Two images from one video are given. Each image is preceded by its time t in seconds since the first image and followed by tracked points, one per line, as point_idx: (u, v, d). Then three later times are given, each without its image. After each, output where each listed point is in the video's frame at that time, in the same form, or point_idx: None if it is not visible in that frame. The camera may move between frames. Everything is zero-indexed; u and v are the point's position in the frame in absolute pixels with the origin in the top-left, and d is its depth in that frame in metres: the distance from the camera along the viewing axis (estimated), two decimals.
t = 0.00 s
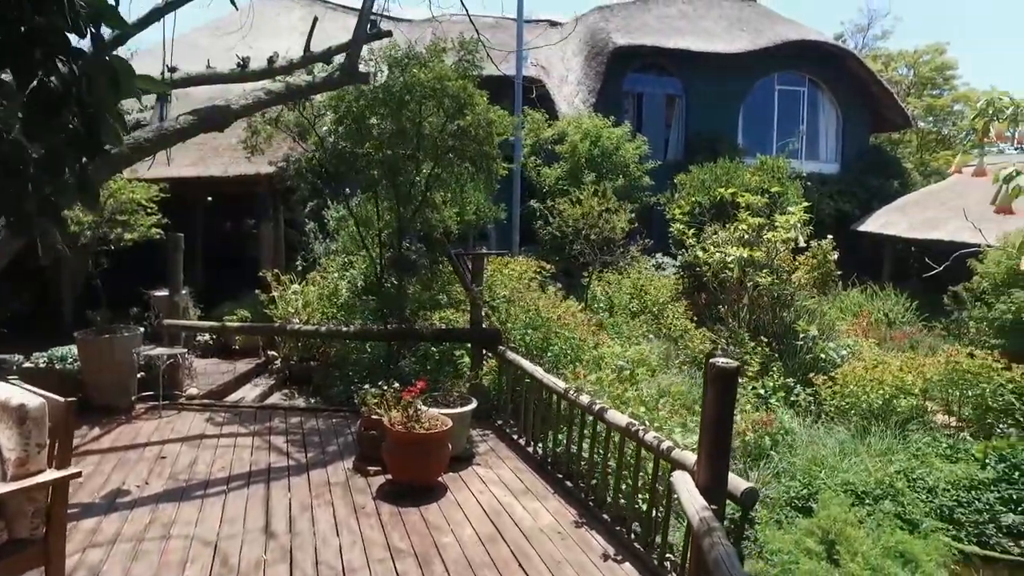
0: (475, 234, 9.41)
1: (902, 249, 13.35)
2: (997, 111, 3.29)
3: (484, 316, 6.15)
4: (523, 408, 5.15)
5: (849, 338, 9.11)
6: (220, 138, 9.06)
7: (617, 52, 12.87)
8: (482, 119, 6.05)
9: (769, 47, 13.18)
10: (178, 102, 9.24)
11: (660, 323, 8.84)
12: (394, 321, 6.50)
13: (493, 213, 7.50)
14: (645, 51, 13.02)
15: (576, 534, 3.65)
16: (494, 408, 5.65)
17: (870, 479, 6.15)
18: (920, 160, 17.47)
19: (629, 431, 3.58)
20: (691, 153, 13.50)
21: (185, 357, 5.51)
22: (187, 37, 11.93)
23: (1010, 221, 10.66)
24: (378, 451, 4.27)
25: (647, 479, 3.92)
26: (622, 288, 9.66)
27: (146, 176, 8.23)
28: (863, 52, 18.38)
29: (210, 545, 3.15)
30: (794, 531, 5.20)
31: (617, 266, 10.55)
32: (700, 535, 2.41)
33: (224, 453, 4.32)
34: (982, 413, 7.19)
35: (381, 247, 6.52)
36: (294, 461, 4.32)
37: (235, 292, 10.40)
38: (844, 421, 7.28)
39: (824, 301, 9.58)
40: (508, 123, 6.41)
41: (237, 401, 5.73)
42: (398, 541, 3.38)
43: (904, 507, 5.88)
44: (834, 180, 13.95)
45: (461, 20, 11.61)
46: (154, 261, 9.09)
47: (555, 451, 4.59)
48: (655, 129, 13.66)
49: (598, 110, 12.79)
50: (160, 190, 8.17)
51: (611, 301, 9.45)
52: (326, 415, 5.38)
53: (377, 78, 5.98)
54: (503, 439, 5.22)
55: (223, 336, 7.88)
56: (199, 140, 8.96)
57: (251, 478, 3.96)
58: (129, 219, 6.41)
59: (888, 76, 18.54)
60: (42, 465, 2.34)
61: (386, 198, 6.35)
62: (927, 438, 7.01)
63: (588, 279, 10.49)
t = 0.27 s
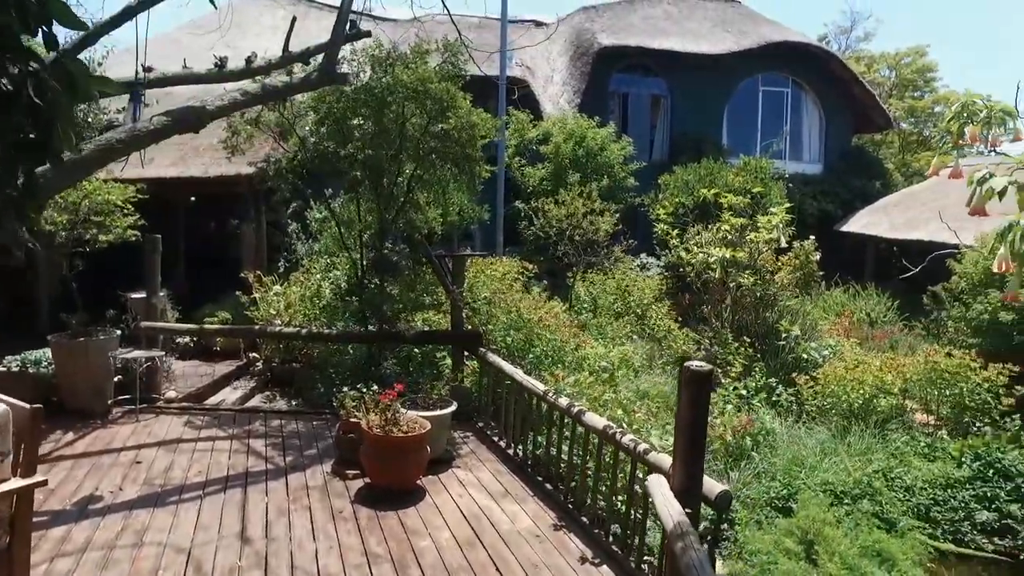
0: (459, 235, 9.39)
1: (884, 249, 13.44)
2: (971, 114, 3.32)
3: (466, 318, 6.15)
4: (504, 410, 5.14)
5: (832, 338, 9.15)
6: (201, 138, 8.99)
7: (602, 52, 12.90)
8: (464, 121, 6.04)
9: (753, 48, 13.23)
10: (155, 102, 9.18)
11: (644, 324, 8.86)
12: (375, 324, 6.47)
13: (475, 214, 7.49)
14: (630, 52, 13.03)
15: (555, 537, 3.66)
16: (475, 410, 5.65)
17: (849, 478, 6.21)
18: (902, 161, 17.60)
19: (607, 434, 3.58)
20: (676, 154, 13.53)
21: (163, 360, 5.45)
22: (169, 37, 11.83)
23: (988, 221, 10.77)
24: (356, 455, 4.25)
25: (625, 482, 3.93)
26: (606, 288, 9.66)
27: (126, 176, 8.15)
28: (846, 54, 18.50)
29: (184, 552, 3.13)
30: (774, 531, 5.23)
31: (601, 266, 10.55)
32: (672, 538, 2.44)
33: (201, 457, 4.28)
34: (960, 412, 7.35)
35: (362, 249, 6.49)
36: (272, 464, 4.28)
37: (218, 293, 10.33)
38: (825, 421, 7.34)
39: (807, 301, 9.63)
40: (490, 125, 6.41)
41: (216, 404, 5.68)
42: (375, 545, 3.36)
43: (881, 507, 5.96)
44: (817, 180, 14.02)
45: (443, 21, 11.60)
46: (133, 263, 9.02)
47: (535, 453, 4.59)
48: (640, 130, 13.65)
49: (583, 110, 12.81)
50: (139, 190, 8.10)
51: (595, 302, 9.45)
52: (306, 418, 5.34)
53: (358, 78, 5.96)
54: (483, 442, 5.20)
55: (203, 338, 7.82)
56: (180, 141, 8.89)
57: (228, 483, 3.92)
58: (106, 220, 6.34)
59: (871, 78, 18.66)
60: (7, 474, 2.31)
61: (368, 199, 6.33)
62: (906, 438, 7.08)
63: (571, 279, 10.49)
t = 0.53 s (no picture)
0: (445, 235, 9.37)
1: (868, 249, 13.52)
2: (950, 117, 3.34)
3: (449, 319, 6.14)
4: (487, 411, 5.13)
5: (817, 338, 9.19)
6: (184, 138, 8.92)
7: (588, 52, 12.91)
8: (450, 122, 6.02)
9: (739, 49, 13.27)
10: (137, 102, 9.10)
11: (630, 325, 8.87)
12: (358, 325, 6.44)
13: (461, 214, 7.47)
14: (616, 52, 13.04)
15: (536, 539, 3.65)
16: (460, 412, 5.63)
17: (832, 478, 6.24)
18: (886, 162, 17.71)
19: (588, 436, 3.58)
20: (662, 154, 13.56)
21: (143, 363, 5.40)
22: (146, 36, 11.76)
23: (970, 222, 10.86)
24: (338, 458, 4.22)
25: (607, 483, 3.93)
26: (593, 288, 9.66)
27: (107, 177, 8.08)
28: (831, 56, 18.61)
29: (161, 558, 3.10)
30: (756, 531, 5.29)
31: (587, 266, 10.54)
32: (649, 541, 2.45)
33: (181, 460, 4.24)
34: (941, 411, 7.44)
35: (346, 249, 6.46)
36: (253, 467, 4.25)
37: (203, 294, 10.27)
38: (809, 421, 7.38)
39: (792, 300, 9.66)
40: (476, 127, 6.40)
41: (198, 407, 5.63)
42: (355, 549, 3.35)
43: (864, 506, 6.02)
44: (803, 181, 14.09)
45: (427, 20, 11.59)
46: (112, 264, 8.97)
47: (517, 454, 4.58)
48: (626, 130, 13.69)
49: (569, 110, 12.82)
50: (120, 191, 8.03)
51: (581, 302, 9.46)
52: (289, 419, 5.29)
53: (342, 78, 5.93)
54: (467, 443, 5.19)
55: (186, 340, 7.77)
56: (163, 140, 8.82)
57: (207, 486, 3.89)
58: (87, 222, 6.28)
59: (856, 79, 18.77)
60: None
61: (353, 200, 6.30)
62: (888, 436, 7.15)
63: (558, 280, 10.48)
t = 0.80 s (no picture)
0: (434, 235, 9.34)
1: (856, 249, 13.59)
2: (933, 118, 3.35)
3: (436, 320, 6.12)
4: (473, 412, 5.11)
5: (805, 337, 9.21)
6: (170, 138, 8.86)
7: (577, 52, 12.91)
8: (436, 123, 6.00)
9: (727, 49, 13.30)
10: (121, 102, 9.04)
11: (619, 325, 8.87)
12: (345, 326, 6.41)
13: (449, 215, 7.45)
14: (606, 53, 13.05)
15: (520, 541, 3.64)
16: (447, 413, 5.62)
17: (818, 478, 6.26)
18: (874, 163, 17.80)
19: (573, 438, 3.58)
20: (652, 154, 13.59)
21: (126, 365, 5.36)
22: (128, 35, 11.69)
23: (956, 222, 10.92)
24: (322, 460, 4.20)
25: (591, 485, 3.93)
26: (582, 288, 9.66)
27: (91, 176, 8.01)
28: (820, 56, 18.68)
29: (140, 563, 3.07)
30: (743, 532, 5.32)
31: (577, 266, 10.53)
32: (630, 544, 2.45)
33: (163, 463, 4.21)
34: (927, 410, 7.48)
35: (332, 250, 6.44)
36: (237, 469, 4.22)
37: (189, 295, 10.21)
38: (796, 421, 7.41)
39: (780, 300, 9.68)
40: (463, 127, 6.39)
41: (182, 409, 5.60)
42: (338, 553, 3.33)
43: (850, 506, 6.05)
44: (791, 181, 14.14)
45: (414, 19, 11.57)
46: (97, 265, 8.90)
47: (503, 456, 4.57)
48: (616, 130, 13.71)
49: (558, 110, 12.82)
50: (105, 190, 7.97)
51: (569, 302, 9.46)
52: (275, 421, 5.24)
53: (329, 78, 5.90)
54: (454, 445, 5.17)
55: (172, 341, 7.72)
56: (148, 140, 8.76)
57: (189, 490, 3.86)
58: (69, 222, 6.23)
59: (844, 80, 18.85)
60: None
61: (339, 200, 6.27)
62: (875, 436, 7.18)
63: (547, 280, 10.47)
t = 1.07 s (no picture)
0: (425, 236, 9.31)
1: (848, 249, 13.62)
2: (922, 119, 3.35)
3: (425, 321, 6.10)
4: (463, 413, 5.09)
5: (796, 337, 9.21)
6: (159, 137, 8.81)
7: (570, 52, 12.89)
8: (426, 123, 5.98)
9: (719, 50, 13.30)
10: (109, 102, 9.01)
11: (611, 325, 8.86)
12: (334, 328, 6.38)
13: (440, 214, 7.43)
14: (598, 53, 13.04)
15: (508, 543, 3.63)
16: (436, 414, 5.60)
17: (808, 478, 6.27)
18: (866, 163, 17.84)
19: (561, 439, 3.57)
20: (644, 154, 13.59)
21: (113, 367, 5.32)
22: (112, 35, 11.62)
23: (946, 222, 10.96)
24: (310, 462, 4.17)
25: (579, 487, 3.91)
26: (574, 287, 9.64)
27: (78, 176, 7.96)
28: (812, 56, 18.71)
29: (123, 568, 3.05)
30: (732, 532, 5.35)
31: (569, 266, 10.52)
32: (616, 547, 2.44)
33: (149, 466, 4.18)
34: (917, 409, 7.49)
35: (321, 250, 6.41)
36: (224, 471, 4.19)
37: (179, 296, 10.16)
38: (787, 420, 7.42)
39: (772, 300, 9.69)
40: (453, 128, 6.37)
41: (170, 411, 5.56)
42: (324, 556, 3.31)
43: (839, 506, 6.06)
44: (783, 181, 14.16)
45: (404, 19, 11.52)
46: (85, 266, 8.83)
47: (492, 457, 4.55)
48: (608, 130, 13.71)
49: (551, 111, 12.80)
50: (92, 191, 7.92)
51: (561, 302, 9.44)
52: (265, 423, 5.17)
53: (317, 77, 5.86)
54: (443, 446, 5.15)
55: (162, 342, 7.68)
56: (136, 140, 8.70)
57: (175, 493, 3.83)
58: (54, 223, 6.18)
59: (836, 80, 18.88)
60: None
61: (328, 201, 6.24)
62: (865, 436, 7.20)
63: (539, 280, 10.45)
